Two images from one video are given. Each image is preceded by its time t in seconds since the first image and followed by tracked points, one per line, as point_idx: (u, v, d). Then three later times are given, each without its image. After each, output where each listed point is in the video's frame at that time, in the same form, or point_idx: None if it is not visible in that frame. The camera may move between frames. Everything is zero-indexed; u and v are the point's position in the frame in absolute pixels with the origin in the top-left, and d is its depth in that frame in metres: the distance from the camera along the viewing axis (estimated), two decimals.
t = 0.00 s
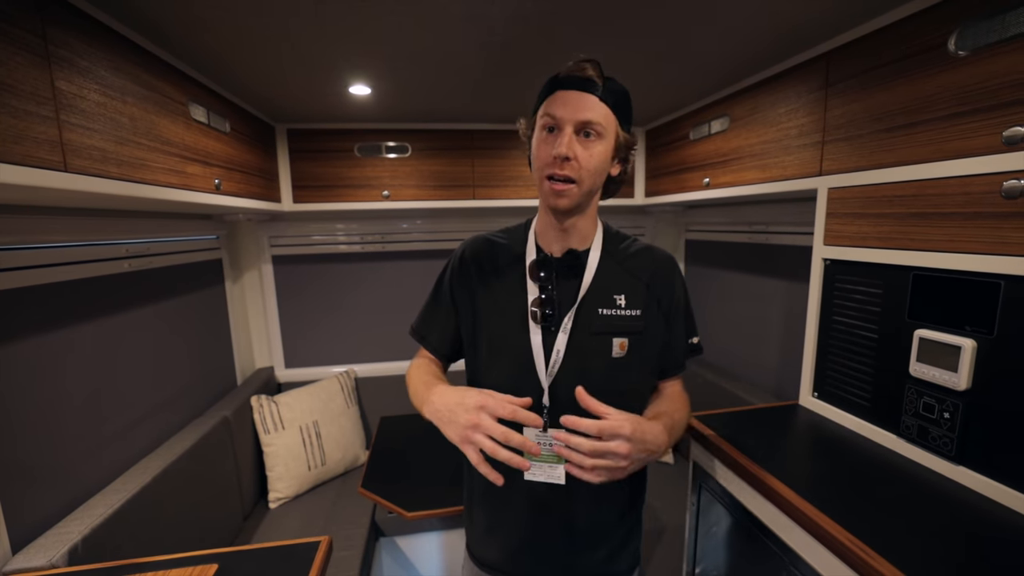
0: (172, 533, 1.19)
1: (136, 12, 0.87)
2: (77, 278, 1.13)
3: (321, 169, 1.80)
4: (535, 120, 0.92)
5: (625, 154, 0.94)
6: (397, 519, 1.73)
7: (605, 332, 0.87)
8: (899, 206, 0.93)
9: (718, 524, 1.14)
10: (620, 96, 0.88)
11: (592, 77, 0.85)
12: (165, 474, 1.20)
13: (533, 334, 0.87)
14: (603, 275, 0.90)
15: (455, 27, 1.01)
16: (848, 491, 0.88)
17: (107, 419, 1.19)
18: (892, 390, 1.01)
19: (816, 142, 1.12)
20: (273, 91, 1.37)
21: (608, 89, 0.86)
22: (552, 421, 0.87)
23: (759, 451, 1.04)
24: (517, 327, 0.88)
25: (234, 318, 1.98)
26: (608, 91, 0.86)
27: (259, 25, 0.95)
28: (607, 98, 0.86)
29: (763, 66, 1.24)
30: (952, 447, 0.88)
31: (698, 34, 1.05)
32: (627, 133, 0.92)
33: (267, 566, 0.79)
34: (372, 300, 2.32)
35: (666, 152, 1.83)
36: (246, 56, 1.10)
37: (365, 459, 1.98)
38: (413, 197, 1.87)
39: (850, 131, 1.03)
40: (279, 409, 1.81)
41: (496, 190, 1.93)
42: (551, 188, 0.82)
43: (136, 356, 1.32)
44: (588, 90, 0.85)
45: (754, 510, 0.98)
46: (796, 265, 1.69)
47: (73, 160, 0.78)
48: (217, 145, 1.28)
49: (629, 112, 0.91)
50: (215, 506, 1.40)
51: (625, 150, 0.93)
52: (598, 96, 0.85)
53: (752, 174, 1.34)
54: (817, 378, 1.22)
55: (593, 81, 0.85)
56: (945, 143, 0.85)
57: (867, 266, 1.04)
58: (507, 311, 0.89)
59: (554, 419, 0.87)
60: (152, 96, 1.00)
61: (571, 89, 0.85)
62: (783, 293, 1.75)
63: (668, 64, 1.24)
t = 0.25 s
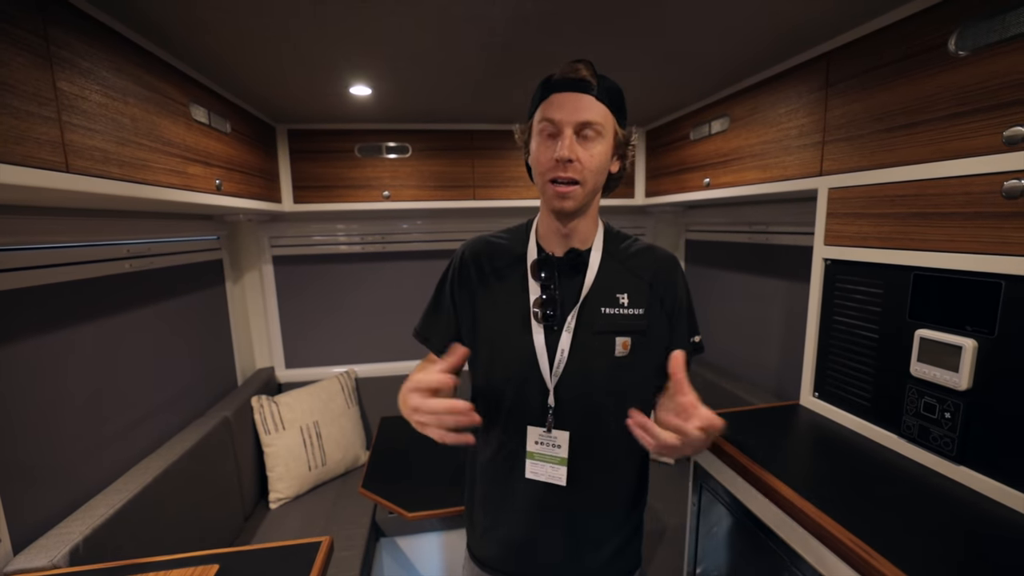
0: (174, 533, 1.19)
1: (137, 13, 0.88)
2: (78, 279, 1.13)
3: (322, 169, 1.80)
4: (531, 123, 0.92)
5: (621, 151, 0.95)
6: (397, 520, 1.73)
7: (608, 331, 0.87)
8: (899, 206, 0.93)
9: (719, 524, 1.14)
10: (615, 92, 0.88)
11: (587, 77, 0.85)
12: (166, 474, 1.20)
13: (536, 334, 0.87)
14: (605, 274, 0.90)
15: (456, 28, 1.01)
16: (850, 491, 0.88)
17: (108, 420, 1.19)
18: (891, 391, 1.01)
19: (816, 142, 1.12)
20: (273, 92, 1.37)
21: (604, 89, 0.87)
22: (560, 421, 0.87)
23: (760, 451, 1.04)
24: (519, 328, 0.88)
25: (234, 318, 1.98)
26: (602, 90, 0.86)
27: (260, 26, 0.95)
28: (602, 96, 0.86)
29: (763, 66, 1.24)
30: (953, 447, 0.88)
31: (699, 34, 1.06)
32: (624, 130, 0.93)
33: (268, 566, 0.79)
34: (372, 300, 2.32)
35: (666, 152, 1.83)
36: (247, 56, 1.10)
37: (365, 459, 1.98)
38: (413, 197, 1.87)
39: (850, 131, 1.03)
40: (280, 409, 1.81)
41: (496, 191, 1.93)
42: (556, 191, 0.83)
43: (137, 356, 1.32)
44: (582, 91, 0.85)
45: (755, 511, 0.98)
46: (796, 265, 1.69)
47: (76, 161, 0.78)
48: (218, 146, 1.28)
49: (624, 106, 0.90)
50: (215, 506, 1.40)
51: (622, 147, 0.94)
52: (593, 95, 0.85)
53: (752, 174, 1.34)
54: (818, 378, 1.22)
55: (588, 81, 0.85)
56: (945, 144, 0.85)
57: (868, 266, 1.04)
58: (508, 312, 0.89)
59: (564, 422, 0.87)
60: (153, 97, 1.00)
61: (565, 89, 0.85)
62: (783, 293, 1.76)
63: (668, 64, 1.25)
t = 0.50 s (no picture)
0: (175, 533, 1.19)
1: (140, 13, 0.88)
2: (79, 279, 1.13)
3: (322, 169, 1.80)
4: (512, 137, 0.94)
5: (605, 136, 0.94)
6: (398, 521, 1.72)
7: (617, 328, 0.86)
8: (901, 206, 0.93)
9: (721, 525, 1.14)
10: (581, 82, 0.88)
11: (546, 77, 0.87)
12: (167, 474, 1.20)
13: (545, 332, 0.86)
14: (613, 271, 0.90)
15: (458, 27, 1.01)
16: (851, 491, 0.88)
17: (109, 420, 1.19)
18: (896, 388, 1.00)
19: (818, 143, 1.12)
20: (274, 92, 1.37)
21: (568, 81, 0.87)
22: (574, 420, 0.87)
23: (762, 452, 1.04)
24: (524, 327, 0.87)
25: (235, 319, 1.98)
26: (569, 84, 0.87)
27: (262, 25, 0.95)
28: (567, 89, 0.86)
29: (764, 67, 1.24)
30: (955, 447, 0.88)
31: (700, 34, 1.06)
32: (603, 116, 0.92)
33: (270, 566, 0.79)
34: (373, 300, 2.32)
35: (667, 153, 1.84)
36: (249, 56, 1.10)
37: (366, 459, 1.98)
38: (413, 197, 1.87)
39: (851, 131, 1.03)
40: (281, 409, 1.81)
41: (497, 191, 1.93)
42: (545, 191, 0.84)
43: (138, 356, 1.32)
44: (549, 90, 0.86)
45: (757, 511, 0.98)
46: (797, 265, 1.69)
47: (78, 161, 0.78)
48: (219, 145, 1.28)
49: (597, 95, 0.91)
50: (216, 506, 1.40)
51: (604, 131, 0.93)
52: (559, 91, 0.86)
53: (754, 174, 1.34)
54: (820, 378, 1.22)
55: (549, 81, 0.86)
56: (947, 144, 0.85)
57: (870, 266, 1.04)
58: (513, 312, 0.89)
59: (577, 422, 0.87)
60: (155, 97, 1.00)
61: (527, 97, 0.87)
62: (784, 293, 1.76)
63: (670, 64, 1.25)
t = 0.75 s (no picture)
0: (176, 533, 1.19)
1: (140, 12, 0.88)
2: (78, 279, 1.12)
3: (322, 169, 1.80)
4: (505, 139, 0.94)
5: (599, 138, 0.93)
6: (399, 521, 1.74)
7: (617, 327, 0.86)
8: (902, 206, 0.93)
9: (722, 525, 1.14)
10: (575, 85, 0.87)
11: (539, 79, 0.86)
12: (168, 474, 1.20)
13: (545, 334, 0.86)
14: (612, 269, 0.90)
15: (459, 27, 1.01)
16: (853, 491, 0.87)
17: (109, 420, 1.19)
18: (897, 386, 1.00)
19: (819, 142, 1.12)
20: (275, 92, 1.37)
21: (560, 82, 0.86)
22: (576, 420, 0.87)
23: (763, 451, 1.04)
24: (525, 331, 0.87)
25: (235, 319, 1.98)
26: (562, 85, 0.86)
27: (263, 25, 0.95)
28: (559, 93, 0.85)
29: (765, 66, 1.24)
30: (956, 447, 0.88)
31: (702, 33, 1.05)
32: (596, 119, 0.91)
33: (271, 567, 0.79)
34: (373, 300, 2.32)
35: (668, 152, 1.83)
36: (250, 56, 1.10)
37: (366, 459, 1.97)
38: (414, 197, 1.87)
39: (853, 130, 1.03)
40: (281, 410, 1.81)
41: (497, 191, 1.93)
42: (538, 196, 0.84)
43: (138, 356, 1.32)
44: (542, 94, 0.86)
45: (758, 511, 0.98)
46: (798, 264, 1.69)
47: (79, 161, 0.78)
48: (220, 145, 1.28)
49: (592, 96, 0.90)
50: (217, 506, 1.40)
51: (598, 133, 0.92)
52: (552, 95, 0.85)
53: (754, 174, 1.34)
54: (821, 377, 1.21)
55: (542, 84, 0.86)
56: (949, 143, 0.85)
57: (871, 265, 1.04)
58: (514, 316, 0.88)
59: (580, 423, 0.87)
60: (156, 96, 1.00)
61: (520, 100, 0.87)
62: (785, 292, 1.75)
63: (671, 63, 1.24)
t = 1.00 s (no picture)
0: (177, 533, 1.20)
1: (144, 16, 0.88)
2: (82, 280, 1.13)
3: (323, 170, 1.81)
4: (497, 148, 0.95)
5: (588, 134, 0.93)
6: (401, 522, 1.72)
7: (623, 327, 0.86)
8: (902, 208, 0.94)
9: (721, 525, 1.14)
10: (557, 85, 0.88)
11: (521, 87, 0.87)
12: (171, 475, 1.21)
13: (551, 336, 0.87)
14: (616, 269, 0.90)
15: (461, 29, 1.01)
16: (853, 492, 0.88)
17: (111, 421, 1.19)
18: (897, 387, 1.00)
19: (819, 144, 1.12)
20: (277, 94, 1.38)
21: (545, 87, 0.87)
22: (583, 422, 0.87)
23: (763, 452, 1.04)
24: (531, 333, 0.88)
25: (237, 320, 1.98)
26: (546, 87, 0.87)
27: (266, 28, 0.95)
28: (544, 95, 0.86)
29: (765, 68, 1.25)
30: (956, 449, 0.88)
31: (702, 36, 1.06)
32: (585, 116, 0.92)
33: (274, 567, 0.79)
34: (374, 301, 2.32)
35: (668, 154, 1.84)
36: (252, 59, 1.11)
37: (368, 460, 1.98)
38: (415, 198, 1.88)
39: (853, 133, 1.04)
40: (283, 410, 1.81)
41: (498, 192, 1.94)
42: (535, 199, 0.84)
43: (140, 357, 1.33)
44: (527, 98, 0.86)
45: (757, 511, 0.98)
46: (798, 266, 1.69)
47: (84, 163, 0.79)
48: (223, 147, 1.28)
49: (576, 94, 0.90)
50: (219, 506, 1.41)
51: (586, 130, 0.93)
52: (538, 98, 0.86)
53: (755, 175, 1.35)
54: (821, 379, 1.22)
55: (525, 90, 0.86)
56: (949, 146, 0.85)
57: (871, 266, 1.04)
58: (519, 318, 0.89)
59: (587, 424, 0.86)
60: (159, 99, 1.01)
61: (505, 111, 0.88)
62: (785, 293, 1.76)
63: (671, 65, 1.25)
